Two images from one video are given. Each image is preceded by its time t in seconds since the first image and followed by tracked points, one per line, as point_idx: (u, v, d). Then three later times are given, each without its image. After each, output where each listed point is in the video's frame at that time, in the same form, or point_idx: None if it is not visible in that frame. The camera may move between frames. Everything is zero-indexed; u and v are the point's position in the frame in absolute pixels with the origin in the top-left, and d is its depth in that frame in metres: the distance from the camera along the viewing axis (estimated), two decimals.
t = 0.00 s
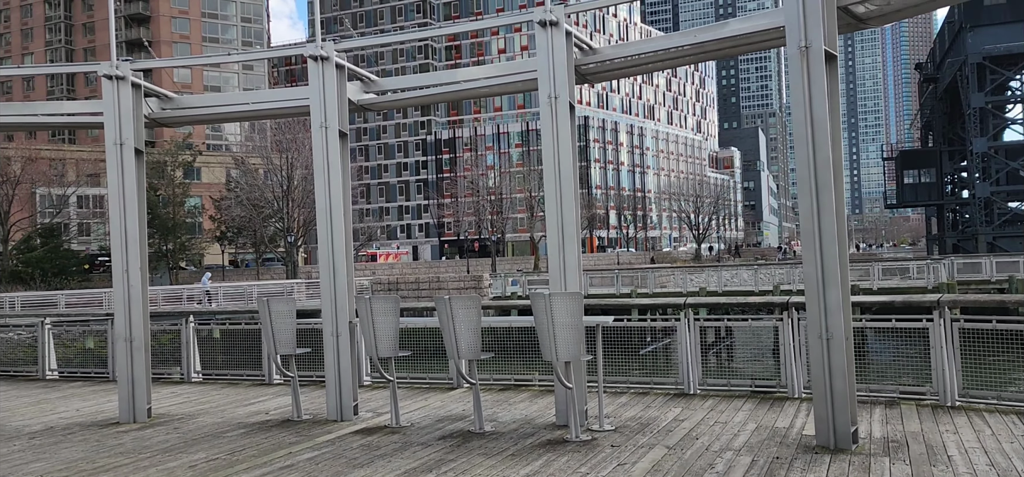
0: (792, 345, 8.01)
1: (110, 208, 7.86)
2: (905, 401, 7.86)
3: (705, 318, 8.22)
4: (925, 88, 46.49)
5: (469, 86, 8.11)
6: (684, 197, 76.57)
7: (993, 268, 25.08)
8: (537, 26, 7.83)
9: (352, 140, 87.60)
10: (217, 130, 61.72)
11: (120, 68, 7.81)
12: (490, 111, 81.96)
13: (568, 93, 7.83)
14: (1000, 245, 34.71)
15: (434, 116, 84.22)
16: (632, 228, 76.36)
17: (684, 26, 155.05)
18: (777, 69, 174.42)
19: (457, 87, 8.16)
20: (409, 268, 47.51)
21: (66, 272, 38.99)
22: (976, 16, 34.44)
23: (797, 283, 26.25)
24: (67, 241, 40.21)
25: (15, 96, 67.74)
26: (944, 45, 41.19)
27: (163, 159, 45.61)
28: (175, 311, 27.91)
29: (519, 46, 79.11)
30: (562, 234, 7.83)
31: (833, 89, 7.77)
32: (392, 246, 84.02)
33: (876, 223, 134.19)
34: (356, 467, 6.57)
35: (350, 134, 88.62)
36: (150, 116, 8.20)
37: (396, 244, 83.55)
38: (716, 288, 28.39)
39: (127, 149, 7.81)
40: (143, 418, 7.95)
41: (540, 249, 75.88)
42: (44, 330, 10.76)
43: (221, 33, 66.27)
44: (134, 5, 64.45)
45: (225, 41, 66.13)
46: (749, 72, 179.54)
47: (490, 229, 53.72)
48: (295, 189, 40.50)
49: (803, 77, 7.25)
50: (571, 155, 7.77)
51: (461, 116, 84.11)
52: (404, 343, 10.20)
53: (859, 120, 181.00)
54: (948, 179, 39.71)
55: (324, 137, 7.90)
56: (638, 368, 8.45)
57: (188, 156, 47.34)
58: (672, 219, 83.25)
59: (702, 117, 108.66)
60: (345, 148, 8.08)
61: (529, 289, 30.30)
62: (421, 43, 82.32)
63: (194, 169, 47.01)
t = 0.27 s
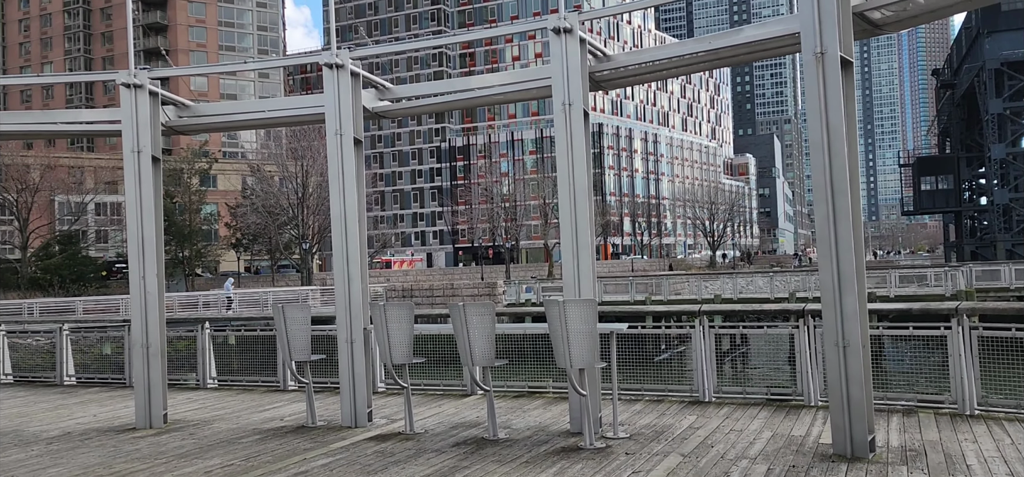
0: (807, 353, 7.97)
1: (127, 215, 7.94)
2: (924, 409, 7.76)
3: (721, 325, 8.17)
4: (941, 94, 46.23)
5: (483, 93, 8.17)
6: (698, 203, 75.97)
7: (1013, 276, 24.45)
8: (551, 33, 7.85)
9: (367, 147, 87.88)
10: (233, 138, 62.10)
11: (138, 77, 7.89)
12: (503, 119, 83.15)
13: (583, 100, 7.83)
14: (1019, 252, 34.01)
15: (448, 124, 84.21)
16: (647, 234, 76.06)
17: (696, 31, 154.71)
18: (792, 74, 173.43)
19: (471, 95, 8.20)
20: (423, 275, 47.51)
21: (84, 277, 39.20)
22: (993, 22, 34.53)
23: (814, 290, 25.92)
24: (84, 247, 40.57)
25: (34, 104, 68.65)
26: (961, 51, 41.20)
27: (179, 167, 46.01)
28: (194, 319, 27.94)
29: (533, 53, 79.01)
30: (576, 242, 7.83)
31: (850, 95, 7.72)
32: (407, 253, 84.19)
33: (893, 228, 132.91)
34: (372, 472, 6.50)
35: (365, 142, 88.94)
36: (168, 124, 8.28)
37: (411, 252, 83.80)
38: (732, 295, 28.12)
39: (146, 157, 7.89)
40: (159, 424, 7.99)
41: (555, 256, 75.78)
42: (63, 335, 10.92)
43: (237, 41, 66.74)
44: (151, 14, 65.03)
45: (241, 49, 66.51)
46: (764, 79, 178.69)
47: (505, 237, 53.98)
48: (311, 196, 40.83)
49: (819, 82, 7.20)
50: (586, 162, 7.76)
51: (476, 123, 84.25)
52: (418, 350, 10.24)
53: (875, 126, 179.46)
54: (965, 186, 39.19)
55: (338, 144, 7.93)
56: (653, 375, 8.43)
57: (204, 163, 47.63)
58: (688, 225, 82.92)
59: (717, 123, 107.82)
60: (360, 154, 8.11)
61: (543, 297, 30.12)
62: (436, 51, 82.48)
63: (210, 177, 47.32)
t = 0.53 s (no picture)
0: (824, 363, 7.91)
1: (144, 223, 8.00)
2: (942, 421, 7.67)
3: (736, 335, 8.11)
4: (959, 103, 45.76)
5: (498, 102, 8.21)
6: (713, 214, 75.91)
7: None
8: (565, 42, 7.90)
9: (383, 156, 88.45)
10: (249, 148, 62.56)
11: (157, 87, 7.96)
12: (518, 128, 82.24)
13: (597, 109, 7.85)
14: None
15: (463, 133, 84.68)
16: (661, 244, 75.79)
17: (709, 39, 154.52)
18: (807, 82, 172.49)
19: (486, 104, 8.25)
20: (438, 286, 47.52)
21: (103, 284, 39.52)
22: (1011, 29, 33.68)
23: (830, 300, 25.57)
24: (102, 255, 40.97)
25: (55, 114, 69.78)
26: (978, 59, 41.11)
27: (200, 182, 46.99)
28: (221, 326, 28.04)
29: (547, 63, 78.86)
30: (590, 251, 7.84)
31: (865, 104, 7.71)
32: (421, 261, 84.59)
33: (907, 238, 131.76)
34: None
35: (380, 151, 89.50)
36: (183, 134, 8.34)
37: (425, 260, 84.17)
38: (748, 305, 27.81)
39: (163, 166, 7.94)
40: (175, 432, 8.01)
41: (569, 265, 75.68)
42: (80, 344, 11.00)
43: (254, 51, 67.56)
44: (170, 25, 65.70)
45: (258, 59, 67.17)
46: (778, 87, 177.83)
47: (520, 245, 54.18)
48: (326, 205, 41.16)
49: (835, 91, 7.18)
50: (600, 170, 7.77)
51: (490, 132, 84.48)
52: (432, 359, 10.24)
53: (891, 134, 177.61)
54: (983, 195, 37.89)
55: (353, 153, 7.97)
56: (668, 386, 8.38)
57: (221, 173, 48.03)
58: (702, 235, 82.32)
59: (732, 132, 106.89)
60: (375, 163, 8.14)
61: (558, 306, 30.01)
62: (451, 61, 82.78)
63: (228, 188, 47.71)
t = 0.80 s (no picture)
0: (844, 380, 7.80)
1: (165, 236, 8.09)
2: (966, 439, 7.46)
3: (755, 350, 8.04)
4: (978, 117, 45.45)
5: (516, 117, 8.30)
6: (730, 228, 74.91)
7: None
8: (583, 57, 7.93)
9: (400, 171, 88.82)
10: (269, 163, 62.97)
11: (179, 103, 8.05)
12: (536, 142, 84.12)
13: (614, 124, 7.88)
14: None
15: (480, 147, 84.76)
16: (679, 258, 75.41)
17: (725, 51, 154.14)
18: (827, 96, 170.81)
19: (505, 119, 8.35)
20: (457, 299, 47.61)
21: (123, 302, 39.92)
22: None
23: (850, 316, 25.31)
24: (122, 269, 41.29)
25: (77, 128, 70.81)
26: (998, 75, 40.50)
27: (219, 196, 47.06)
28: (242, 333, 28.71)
29: (565, 77, 78.99)
30: (608, 265, 7.84)
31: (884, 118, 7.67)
32: (439, 275, 84.80)
33: (923, 251, 130.09)
34: None
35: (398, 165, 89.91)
36: (205, 149, 8.53)
37: (442, 274, 84.28)
38: (768, 321, 27.41)
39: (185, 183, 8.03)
40: (193, 444, 8.03)
41: (586, 280, 75.24)
42: (101, 356, 11.10)
43: (274, 66, 67.57)
44: (192, 40, 66.37)
45: (278, 75, 67.65)
46: (796, 102, 176.09)
47: (537, 259, 54.19)
48: (345, 220, 41.23)
49: (855, 104, 7.18)
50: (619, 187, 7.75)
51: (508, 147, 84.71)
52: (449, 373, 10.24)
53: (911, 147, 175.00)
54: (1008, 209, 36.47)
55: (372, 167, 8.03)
56: (685, 402, 8.27)
57: (240, 187, 48.34)
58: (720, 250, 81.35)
59: (751, 146, 105.49)
60: (392, 178, 8.17)
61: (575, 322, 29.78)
62: (469, 75, 82.69)
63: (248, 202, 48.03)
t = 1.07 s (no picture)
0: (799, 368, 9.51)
1: (252, 245, 10.15)
2: (896, 416, 9.39)
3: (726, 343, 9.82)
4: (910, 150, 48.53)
5: (533, 151, 10.24)
6: (714, 248, 78.56)
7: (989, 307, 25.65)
8: (589, 104, 9.86)
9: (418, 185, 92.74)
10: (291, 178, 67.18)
11: (264, 137, 10.06)
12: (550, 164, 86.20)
13: (613, 159, 9.78)
14: (975, 290, 36.23)
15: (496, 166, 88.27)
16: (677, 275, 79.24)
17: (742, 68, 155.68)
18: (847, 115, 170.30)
19: (523, 152, 10.28)
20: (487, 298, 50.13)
21: (215, 300, 44.07)
22: (950, 96, 35.71)
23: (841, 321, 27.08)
24: (214, 273, 45.50)
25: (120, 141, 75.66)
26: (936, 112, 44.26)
27: (292, 207, 50.88)
28: (313, 317, 32.09)
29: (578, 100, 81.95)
30: (607, 273, 9.73)
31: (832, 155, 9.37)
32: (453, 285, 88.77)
33: (866, 267, 134.20)
34: (439, 457, 8.37)
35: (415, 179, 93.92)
36: (285, 175, 10.50)
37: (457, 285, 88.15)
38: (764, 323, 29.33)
39: (267, 202, 10.04)
40: (271, 412, 9.97)
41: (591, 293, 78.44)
42: (200, 340, 12.63)
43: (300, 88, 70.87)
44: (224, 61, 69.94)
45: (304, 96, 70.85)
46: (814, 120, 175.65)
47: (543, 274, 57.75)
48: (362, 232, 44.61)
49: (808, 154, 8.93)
50: (616, 211, 9.60)
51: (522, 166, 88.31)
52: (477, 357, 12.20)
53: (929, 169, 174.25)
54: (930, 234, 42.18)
55: (417, 192, 10.00)
56: (668, 384, 10.19)
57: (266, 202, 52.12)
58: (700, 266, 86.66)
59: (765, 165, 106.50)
60: (432, 199, 10.13)
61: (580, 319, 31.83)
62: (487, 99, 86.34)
63: (316, 218, 51.93)
